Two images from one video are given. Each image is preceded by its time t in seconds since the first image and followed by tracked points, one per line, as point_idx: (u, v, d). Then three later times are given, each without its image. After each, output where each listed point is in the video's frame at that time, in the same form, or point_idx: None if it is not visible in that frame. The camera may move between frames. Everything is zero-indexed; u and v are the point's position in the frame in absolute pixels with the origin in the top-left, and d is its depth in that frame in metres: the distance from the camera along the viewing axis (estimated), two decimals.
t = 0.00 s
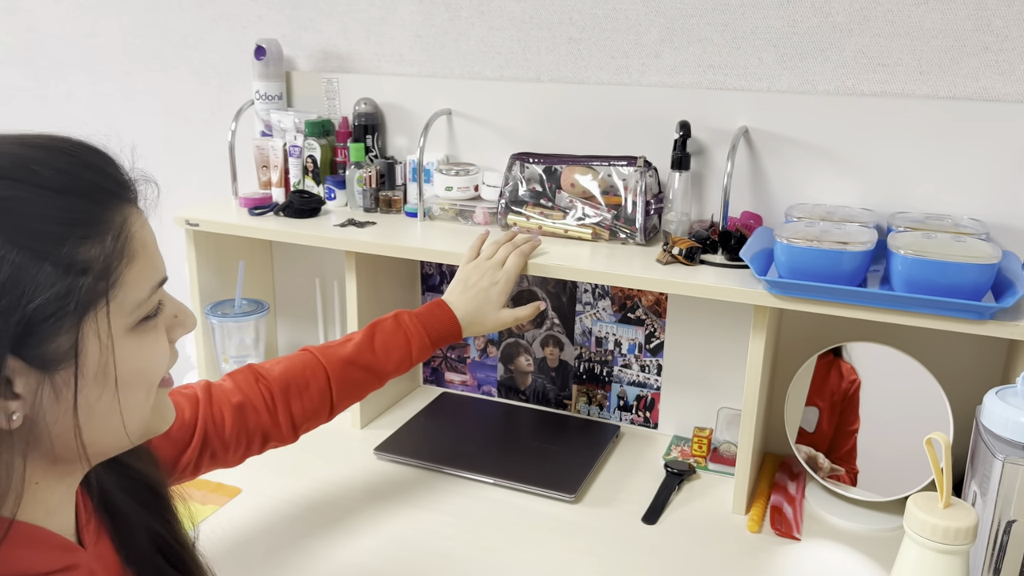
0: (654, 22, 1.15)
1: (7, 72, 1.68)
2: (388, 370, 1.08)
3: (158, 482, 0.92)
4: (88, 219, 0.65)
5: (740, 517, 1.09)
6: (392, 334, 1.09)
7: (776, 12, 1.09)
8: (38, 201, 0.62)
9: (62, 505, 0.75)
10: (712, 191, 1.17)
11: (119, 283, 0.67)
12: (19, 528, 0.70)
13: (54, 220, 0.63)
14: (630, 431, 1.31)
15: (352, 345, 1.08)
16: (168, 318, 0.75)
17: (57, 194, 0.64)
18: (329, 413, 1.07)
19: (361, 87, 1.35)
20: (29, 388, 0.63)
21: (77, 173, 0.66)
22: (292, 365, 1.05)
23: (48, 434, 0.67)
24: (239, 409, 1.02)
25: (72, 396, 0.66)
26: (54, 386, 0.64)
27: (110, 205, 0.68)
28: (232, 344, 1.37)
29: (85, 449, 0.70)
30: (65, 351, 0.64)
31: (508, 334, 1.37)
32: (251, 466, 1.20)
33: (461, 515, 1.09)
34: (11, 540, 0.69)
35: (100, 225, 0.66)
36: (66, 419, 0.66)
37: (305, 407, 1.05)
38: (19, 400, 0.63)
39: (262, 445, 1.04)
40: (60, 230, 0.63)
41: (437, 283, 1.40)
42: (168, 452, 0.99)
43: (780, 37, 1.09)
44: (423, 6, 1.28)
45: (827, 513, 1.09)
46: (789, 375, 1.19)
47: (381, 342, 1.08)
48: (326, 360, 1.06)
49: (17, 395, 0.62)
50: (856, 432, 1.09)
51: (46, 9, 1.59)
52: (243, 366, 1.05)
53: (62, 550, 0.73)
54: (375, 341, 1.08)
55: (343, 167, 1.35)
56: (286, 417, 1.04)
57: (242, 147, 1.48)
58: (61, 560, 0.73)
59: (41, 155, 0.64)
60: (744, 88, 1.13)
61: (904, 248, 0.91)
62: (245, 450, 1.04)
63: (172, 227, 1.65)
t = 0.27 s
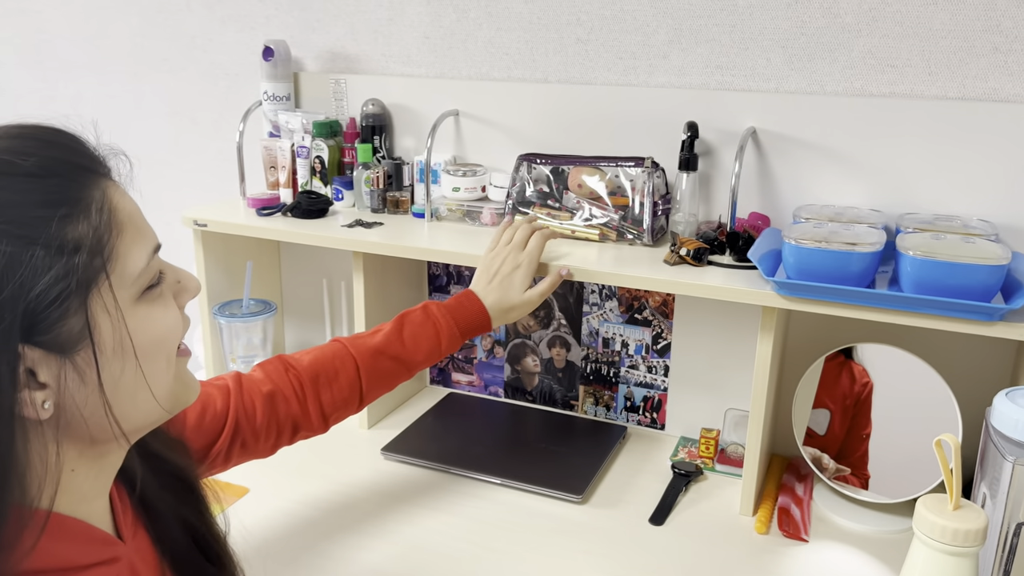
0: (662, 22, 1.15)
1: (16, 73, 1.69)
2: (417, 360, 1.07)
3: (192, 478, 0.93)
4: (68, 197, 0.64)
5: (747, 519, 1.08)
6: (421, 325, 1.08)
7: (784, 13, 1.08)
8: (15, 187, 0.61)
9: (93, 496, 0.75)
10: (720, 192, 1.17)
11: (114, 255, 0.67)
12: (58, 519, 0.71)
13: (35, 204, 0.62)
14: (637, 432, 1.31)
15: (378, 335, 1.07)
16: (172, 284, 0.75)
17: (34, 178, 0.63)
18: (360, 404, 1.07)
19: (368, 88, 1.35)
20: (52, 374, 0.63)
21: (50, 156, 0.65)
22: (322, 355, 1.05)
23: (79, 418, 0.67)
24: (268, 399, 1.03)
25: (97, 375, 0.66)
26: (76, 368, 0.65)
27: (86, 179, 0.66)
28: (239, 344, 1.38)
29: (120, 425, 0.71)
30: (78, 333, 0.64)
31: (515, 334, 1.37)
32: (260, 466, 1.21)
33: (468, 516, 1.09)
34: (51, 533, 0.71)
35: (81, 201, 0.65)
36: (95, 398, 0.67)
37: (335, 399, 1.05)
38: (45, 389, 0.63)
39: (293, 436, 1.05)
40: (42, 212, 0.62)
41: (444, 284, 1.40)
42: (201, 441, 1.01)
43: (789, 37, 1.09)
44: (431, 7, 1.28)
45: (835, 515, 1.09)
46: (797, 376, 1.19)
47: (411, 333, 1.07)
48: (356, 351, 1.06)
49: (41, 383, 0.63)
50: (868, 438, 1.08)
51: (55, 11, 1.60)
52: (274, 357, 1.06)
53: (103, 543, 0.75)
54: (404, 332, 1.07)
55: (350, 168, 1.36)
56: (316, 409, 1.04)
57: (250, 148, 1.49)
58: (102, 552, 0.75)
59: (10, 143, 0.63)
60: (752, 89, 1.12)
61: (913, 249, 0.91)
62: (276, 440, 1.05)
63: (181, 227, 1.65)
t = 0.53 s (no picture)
0: (668, 22, 1.15)
1: (24, 73, 1.70)
2: (465, 304, 1.05)
3: (226, 469, 0.93)
4: (102, 192, 0.65)
5: (754, 518, 1.08)
6: (462, 269, 1.05)
7: (791, 12, 1.08)
8: (50, 183, 0.62)
9: (127, 483, 0.76)
10: (726, 192, 1.17)
11: (147, 246, 0.68)
12: (93, 506, 0.72)
13: (71, 198, 0.63)
14: (643, 431, 1.31)
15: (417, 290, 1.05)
16: (205, 274, 0.76)
17: (68, 173, 0.64)
18: (410, 357, 1.05)
19: (375, 88, 1.36)
20: (91, 362, 0.64)
21: (82, 152, 0.66)
22: (364, 313, 1.04)
23: (117, 406, 0.69)
24: (312, 364, 1.03)
25: (134, 364, 0.67)
26: (114, 358, 0.66)
27: (118, 174, 0.67)
28: (247, 344, 1.37)
29: (155, 413, 0.71)
30: (116, 323, 0.65)
31: (522, 334, 1.38)
32: (267, 464, 1.21)
33: (476, 514, 1.09)
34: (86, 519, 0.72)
35: (115, 195, 0.66)
36: (131, 387, 0.68)
37: (383, 355, 1.03)
38: (87, 377, 0.65)
39: (345, 397, 1.05)
40: (78, 206, 0.63)
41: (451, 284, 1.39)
42: (251, 412, 1.01)
43: (795, 37, 1.09)
44: (438, 7, 1.29)
45: (841, 514, 1.09)
46: (803, 375, 1.19)
47: (455, 277, 1.05)
48: (400, 302, 1.04)
49: (80, 371, 0.64)
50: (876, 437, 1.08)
51: (64, 12, 1.60)
52: (317, 322, 1.06)
53: (136, 530, 0.76)
54: (446, 277, 1.04)
55: (357, 168, 1.36)
56: (366, 365, 1.03)
57: (257, 147, 1.49)
58: (134, 540, 0.76)
59: (44, 141, 0.65)
60: (758, 88, 1.13)
61: (920, 248, 0.91)
62: (328, 403, 1.04)
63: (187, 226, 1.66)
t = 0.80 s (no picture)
0: (667, 24, 1.16)
1: (25, 75, 1.70)
2: (514, 289, 1.02)
3: (256, 474, 0.94)
4: (159, 204, 0.65)
5: (754, 519, 1.09)
6: (507, 254, 1.03)
7: (790, 14, 1.09)
8: (111, 195, 0.63)
9: (159, 486, 0.77)
10: (725, 194, 1.18)
11: (200, 257, 0.69)
12: (127, 507, 0.72)
13: (131, 210, 0.63)
14: (643, 433, 1.32)
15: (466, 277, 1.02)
16: (246, 283, 0.77)
17: (128, 186, 0.64)
18: (459, 344, 1.02)
19: (376, 90, 1.36)
20: (145, 369, 0.65)
21: (138, 165, 0.66)
22: (409, 304, 1.02)
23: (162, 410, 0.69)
24: (353, 357, 1.01)
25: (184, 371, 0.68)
26: (166, 364, 0.66)
27: (170, 185, 0.67)
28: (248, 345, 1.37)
29: (196, 417, 0.72)
30: (170, 331, 0.65)
31: (522, 335, 1.38)
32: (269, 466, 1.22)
33: (477, 515, 1.10)
34: (119, 518, 0.72)
35: (171, 208, 0.66)
36: (178, 393, 0.69)
37: (430, 343, 1.01)
38: (138, 383, 0.65)
39: (391, 388, 1.02)
40: (138, 218, 0.63)
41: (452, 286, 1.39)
42: (294, 408, 1.01)
43: (794, 38, 1.09)
44: (438, 9, 1.29)
45: (841, 514, 1.09)
46: (803, 376, 1.19)
47: (499, 264, 1.03)
48: (445, 292, 1.02)
49: (133, 377, 0.64)
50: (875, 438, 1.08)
51: (65, 15, 1.61)
52: (360, 316, 1.04)
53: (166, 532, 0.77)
54: (493, 263, 1.03)
55: (358, 169, 1.37)
56: (413, 354, 1.01)
57: (258, 150, 1.49)
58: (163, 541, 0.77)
59: (101, 153, 0.65)
60: (758, 89, 1.13)
61: (919, 249, 0.91)
62: (372, 396, 1.02)
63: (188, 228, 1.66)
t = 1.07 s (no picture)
0: (665, 24, 1.16)
1: (23, 77, 1.70)
2: (560, 281, 1.04)
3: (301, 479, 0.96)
4: (227, 210, 0.68)
5: (753, 519, 1.09)
6: (554, 247, 1.05)
7: (787, 14, 1.09)
8: (184, 200, 0.66)
9: (205, 484, 0.80)
10: (723, 193, 1.18)
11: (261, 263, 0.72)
12: (176, 502, 0.76)
13: (203, 215, 0.66)
14: (642, 432, 1.32)
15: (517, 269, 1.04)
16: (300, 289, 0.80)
17: (201, 191, 0.67)
18: (511, 336, 1.04)
19: (374, 91, 1.36)
20: (208, 366, 0.69)
21: (210, 170, 0.69)
22: (462, 296, 1.04)
23: (219, 405, 0.73)
24: (406, 349, 1.02)
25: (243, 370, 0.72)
26: (227, 362, 0.70)
27: (238, 193, 0.71)
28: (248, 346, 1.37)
29: (250, 415, 0.76)
30: (232, 331, 0.69)
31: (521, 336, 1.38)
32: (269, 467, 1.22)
33: (477, 516, 1.10)
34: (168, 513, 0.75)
35: (238, 214, 0.69)
36: (236, 391, 0.72)
37: (485, 332, 1.03)
38: (200, 378, 0.68)
39: (446, 380, 1.03)
40: (209, 222, 0.66)
41: (450, 286, 1.40)
42: (352, 401, 1.03)
43: (792, 38, 1.10)
44: (436, 10, 1.29)
45: (841, 513, 1.09)
46: (802, 375, 1.19)
47: (547, 256, 1.05)
48: (496, 284, 1.04)
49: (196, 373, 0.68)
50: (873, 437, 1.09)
51: (63, 17, 1.61)
52: (414, 310, 1.06)
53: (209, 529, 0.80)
54: (539, 256, 1.05)
55: (356, 170, 1.36)
56: (467, 343, 1.03)
57: (256, 151, 1.49)
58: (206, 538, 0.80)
59: (176, 158, 0.68)
60: (756, 89, 1.13)
61: (917, 248, 0.91)
62: (429, 387, 1.03)
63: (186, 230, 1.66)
